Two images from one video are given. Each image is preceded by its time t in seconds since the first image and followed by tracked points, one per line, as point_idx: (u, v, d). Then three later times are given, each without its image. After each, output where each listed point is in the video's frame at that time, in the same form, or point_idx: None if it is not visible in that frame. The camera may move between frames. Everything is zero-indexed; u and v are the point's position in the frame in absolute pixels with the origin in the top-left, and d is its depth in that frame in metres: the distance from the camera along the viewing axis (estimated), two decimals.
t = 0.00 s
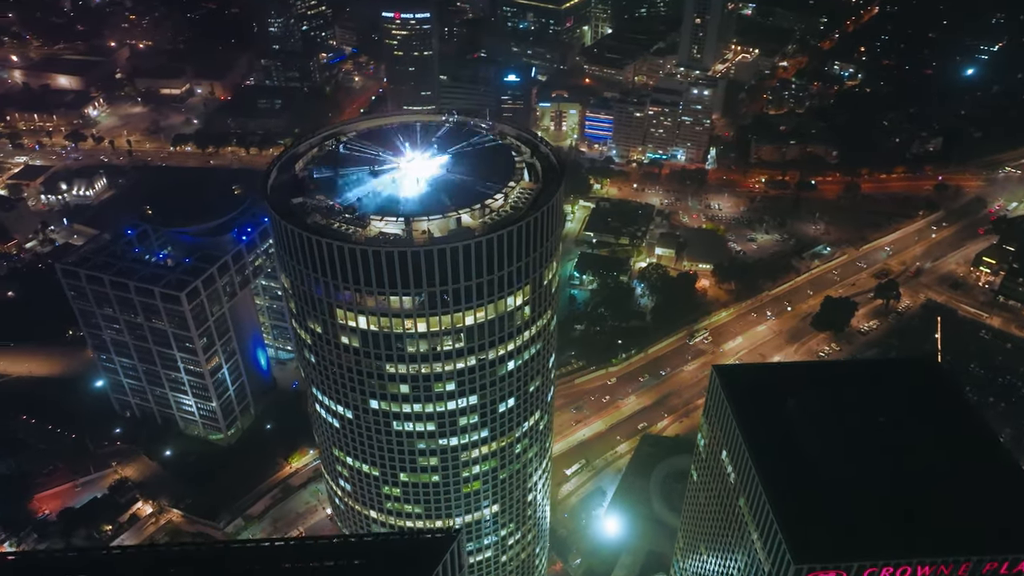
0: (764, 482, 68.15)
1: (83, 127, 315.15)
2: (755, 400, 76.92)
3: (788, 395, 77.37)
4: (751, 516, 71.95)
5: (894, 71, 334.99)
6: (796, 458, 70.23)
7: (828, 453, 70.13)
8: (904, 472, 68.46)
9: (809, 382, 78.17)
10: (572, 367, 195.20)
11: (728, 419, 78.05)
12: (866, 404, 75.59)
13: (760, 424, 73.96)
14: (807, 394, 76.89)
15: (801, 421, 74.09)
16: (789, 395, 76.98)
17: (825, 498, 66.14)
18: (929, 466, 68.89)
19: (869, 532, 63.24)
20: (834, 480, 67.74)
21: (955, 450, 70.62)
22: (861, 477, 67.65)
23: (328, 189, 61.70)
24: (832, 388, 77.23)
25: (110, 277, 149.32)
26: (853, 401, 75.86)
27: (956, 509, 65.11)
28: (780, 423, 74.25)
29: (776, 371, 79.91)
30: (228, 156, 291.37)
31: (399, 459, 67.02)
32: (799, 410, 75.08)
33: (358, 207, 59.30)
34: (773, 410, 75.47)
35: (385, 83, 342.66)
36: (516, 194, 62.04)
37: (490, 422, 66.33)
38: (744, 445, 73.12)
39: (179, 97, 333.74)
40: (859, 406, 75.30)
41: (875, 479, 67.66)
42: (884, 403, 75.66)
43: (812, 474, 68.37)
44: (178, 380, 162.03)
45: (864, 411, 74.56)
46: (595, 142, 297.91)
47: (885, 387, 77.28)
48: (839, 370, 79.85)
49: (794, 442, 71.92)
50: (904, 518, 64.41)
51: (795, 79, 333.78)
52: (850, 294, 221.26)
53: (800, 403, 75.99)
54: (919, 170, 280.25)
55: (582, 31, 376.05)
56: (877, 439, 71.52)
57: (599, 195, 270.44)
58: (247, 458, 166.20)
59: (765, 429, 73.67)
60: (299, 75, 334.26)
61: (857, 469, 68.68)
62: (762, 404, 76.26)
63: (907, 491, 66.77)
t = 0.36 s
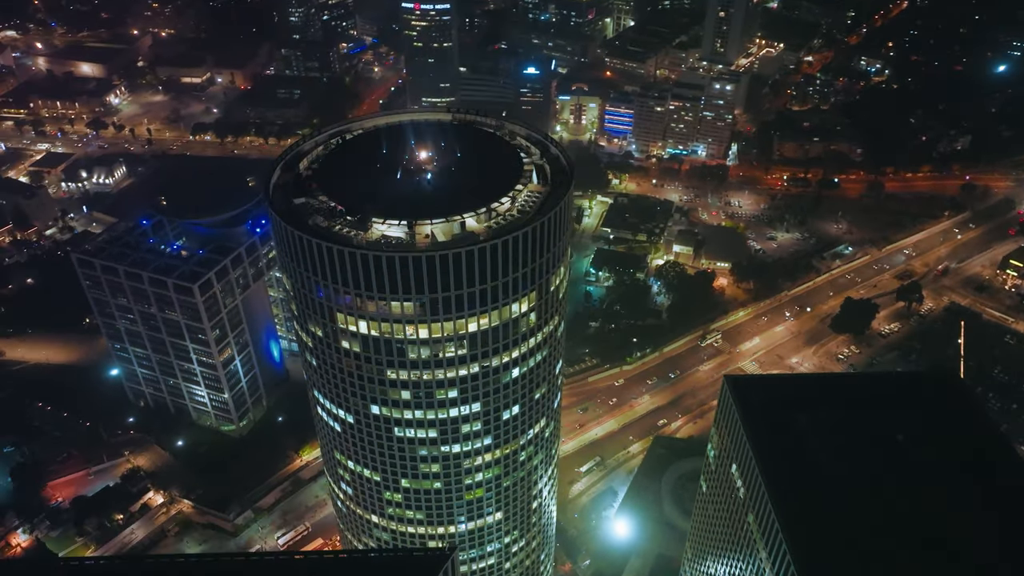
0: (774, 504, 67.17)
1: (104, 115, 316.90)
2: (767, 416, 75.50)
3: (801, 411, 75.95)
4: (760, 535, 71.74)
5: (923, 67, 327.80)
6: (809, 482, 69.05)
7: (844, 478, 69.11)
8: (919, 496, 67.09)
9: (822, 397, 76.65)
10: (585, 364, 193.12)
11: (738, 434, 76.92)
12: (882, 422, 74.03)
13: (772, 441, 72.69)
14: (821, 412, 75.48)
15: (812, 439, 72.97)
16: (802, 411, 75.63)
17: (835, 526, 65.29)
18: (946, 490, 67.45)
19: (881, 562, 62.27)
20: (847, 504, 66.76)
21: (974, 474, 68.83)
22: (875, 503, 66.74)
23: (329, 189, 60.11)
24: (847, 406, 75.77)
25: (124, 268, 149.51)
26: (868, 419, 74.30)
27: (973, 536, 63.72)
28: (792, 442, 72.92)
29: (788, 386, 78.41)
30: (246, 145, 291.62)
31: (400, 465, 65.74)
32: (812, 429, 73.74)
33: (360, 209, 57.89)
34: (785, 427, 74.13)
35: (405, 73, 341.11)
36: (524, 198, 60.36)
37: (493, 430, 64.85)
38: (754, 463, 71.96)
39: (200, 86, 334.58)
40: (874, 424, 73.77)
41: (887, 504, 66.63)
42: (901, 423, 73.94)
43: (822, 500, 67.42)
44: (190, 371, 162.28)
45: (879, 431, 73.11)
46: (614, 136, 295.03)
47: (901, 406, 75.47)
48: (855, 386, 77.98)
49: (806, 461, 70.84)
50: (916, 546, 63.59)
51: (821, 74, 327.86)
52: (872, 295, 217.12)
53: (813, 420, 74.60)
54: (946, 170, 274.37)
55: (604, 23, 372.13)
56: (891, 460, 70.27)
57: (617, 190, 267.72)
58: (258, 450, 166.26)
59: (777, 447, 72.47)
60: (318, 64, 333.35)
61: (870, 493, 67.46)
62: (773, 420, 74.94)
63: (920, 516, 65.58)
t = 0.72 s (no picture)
0: (783, 523, 65.71)
1: (125, 104, 318.23)
2: (778, 430, 73.85)
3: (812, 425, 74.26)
4: (766, 550, 70.16)
5: (951, 63, 320.78)
6: (823, 501, 67.32)
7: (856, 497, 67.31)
8: (934, 517, 65.26)
9: (835, 411, 74.80)
10: (598, 363, 191.11)
11: (748, 447, 75.35)
12: (897, 438, 72.14)
13: (782, 456, 71.11)
14: (834, 427, 73.71)
15: (824, 455, 71.28)
16: (814, 425, 73.93)
17: (847, 547, 63.82)
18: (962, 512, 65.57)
19: None
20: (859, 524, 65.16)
21: (993, 495, 66.85)
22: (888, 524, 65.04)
23: (332, 189, 58.78)
24: (861, 421, 73.85)
25: (137, 259, 149.87)
26: (882, 435, 72.44)
27: (991, 561, 61.82)
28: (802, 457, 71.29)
29: (801, 398, 76.58)
30: (264, 136, 291.69)
31: (401, 472, 64.51)
32: (824, 444, 72.05)
33: (361, 211, 56.44)
34: (797, 442, 72.58)
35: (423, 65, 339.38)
36: (530, 201, 58.66)
37: (495, 438, 63.40)
38: (764, 478, 70.42)
39: (219, 75, 335.10)
40: (889, 440, 71.84)
41: (900, 524, 65.09)
42: (917, 439, 71.94)
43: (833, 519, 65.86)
44: (202, 362, 162.46)
45: (894, 447, 71.16)
46: (633, 131, 290.94)
47: (918, 422, 73.38)
48: (870, 400, 76.02)
49: (817, 478, 69.24)
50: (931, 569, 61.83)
51: (845, 70, 321.92)
52: (892, 298, 213.09)
53: (825, 435, 72.93)
54: (973, 169, 268.21)
55: (625, 16, 367.93)
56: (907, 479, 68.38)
57: (635, 186, 264.78)
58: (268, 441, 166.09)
59: (787, 463, 70.87)
60: (337, 55, 332.61)
61: (884, 513, 65.77)
62: (784, 435, 73.36)
63: (935, 540, 63.80)
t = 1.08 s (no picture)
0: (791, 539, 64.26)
1: (144, 93, 319.34)
2: (787, 443, 72.20)
3: (824, 440, 72.41)
4: (774, 568, 68.58)
5: (979, 60, 313.54)
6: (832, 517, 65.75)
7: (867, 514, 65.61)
8: (949, 539, 63.21)
9: (847, 426, 72.87)
10: (611, 362, 188.94)
11: (757, 461, 73.60)
12: (912, 455, 69.94)
13: (791, 473, 69.36)
14: (846, 442, 71.78)
15: (835, 472, 69.35)
16: (825, 441, 72.08)
17: (856, 564, 62.33)
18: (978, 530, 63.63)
19: None
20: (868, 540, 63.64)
21: (1011, 516, 64.76)
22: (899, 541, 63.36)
23: (332, 192, 57.54)
24: (874, 436, 71.79)
25: (150, 251, 149.90)
26: (897, 452, 70.31)
27: None
28: (812, 473, 69.51)
29: (812, 412, 74.72)
30: (281, 127, 291.49)
31: (401, 479, 63.32)
32: (836, 460, 70.18)
33: (361, 215, 55.10)
34: (807, 457, 70.92)
35: (441, 57, 337.45)
36: (536, 206, 57.06)
37: (497, 447, 61.99)
38: (772, 493, 68.74)
39: (238, 65, 335.26)
40: (903, 457, 69.72)
41: (911, 540, 63.44)
42: (934, 457, 69.74)
43: (843, 540, 64.09)
44: (214, 354, 162.63)
45: (909, 465, 69.02)
46: (652, 126, 287.50)
47: (935, 439, 71.13)
48: (885, 415, 73.90)
49: (827, 495, 67.45)
50: None
51: (870, 66, 315.78)
52: (913, 300, 209.04)
53: (837, 451, 71.01)
54: (999, 170, 262.23)
55: (646, 9, 363.35)
56: (922, 498, 66.26)
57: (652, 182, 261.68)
58: (278, 434, 166.14)
59: (796, 479, 69.09)
60: (355, 46, 327.63)
61: (896, 533, 63.84)
62: (794, 449, 71.57)
63: (951, 563, 61.68)
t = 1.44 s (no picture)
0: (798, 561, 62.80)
1: (165, 82, 320.58)
2: (797, 459, 70.52)
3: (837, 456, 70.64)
4: None
5: (1010, 58, 306.46)
6: (841, 539, 64.20)
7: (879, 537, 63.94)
8: (964, 566, 61.65)
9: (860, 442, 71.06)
10: (624, 362, 186.86)
11: (765, 477, 72.14)
12: (928, 475, 68.09)
13: (800, 490, 67.80)
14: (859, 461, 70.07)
15: (847, 491, 67.64)
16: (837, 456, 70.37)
17: None
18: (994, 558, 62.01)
19: None
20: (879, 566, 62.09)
21: None
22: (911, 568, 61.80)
23: (333, 194, 56.12)
24: (888, 453, 69.92)
25: (163, 243, 150.00)
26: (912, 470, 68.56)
27: None
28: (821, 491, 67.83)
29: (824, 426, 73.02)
30: (299, 118, 291.47)
31: (400, 488, 62.19)
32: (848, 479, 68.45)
33: (361, 221, 53.71)
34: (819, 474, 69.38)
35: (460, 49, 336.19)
36: (542, 212, 55.54)
37: (498, 457, 60.66)
38: (779, 510, 67.25)
39: (257, 55, 335.56)
40: (919, 476, 67.92)
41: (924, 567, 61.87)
42: (951, 477, 67.82)
43: (851, 561, 62.74)
44: (225, 347, 162.68)
45: (925, 487, 67.23)
46: (671, 122, 283.89)
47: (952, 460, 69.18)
48: (901, 431, 71.81)
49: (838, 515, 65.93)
50: None
51: (896, 63, 309.73)
52: (935, 304, 204.93)
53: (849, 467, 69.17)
54: None
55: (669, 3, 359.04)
56: (936, 521, 64.69)
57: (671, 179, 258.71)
58: (289, 428, 166.21)
59: (806, 498, 67.44)
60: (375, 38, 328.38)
61: (909, 559, 62.30)
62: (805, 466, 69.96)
63: None
